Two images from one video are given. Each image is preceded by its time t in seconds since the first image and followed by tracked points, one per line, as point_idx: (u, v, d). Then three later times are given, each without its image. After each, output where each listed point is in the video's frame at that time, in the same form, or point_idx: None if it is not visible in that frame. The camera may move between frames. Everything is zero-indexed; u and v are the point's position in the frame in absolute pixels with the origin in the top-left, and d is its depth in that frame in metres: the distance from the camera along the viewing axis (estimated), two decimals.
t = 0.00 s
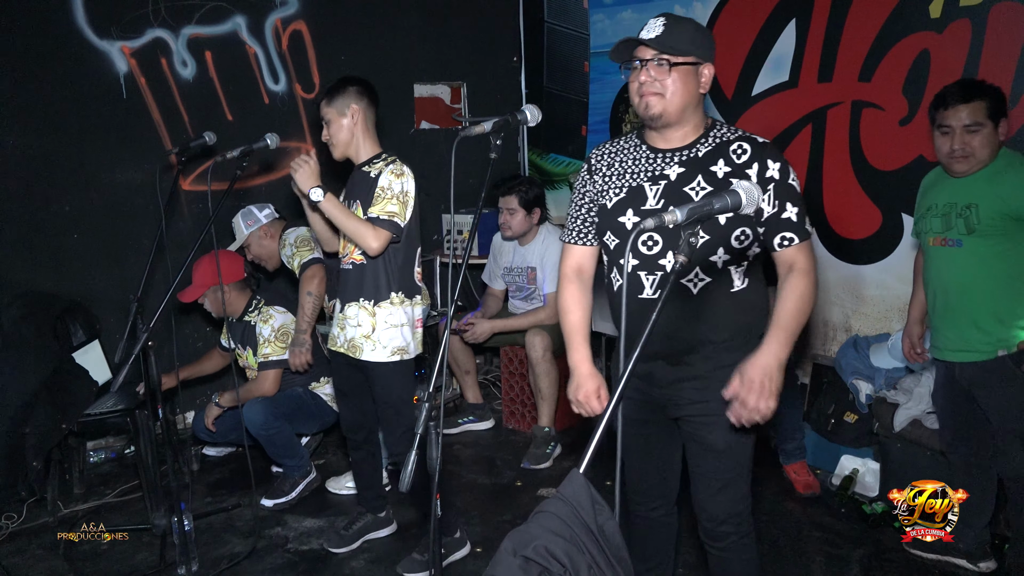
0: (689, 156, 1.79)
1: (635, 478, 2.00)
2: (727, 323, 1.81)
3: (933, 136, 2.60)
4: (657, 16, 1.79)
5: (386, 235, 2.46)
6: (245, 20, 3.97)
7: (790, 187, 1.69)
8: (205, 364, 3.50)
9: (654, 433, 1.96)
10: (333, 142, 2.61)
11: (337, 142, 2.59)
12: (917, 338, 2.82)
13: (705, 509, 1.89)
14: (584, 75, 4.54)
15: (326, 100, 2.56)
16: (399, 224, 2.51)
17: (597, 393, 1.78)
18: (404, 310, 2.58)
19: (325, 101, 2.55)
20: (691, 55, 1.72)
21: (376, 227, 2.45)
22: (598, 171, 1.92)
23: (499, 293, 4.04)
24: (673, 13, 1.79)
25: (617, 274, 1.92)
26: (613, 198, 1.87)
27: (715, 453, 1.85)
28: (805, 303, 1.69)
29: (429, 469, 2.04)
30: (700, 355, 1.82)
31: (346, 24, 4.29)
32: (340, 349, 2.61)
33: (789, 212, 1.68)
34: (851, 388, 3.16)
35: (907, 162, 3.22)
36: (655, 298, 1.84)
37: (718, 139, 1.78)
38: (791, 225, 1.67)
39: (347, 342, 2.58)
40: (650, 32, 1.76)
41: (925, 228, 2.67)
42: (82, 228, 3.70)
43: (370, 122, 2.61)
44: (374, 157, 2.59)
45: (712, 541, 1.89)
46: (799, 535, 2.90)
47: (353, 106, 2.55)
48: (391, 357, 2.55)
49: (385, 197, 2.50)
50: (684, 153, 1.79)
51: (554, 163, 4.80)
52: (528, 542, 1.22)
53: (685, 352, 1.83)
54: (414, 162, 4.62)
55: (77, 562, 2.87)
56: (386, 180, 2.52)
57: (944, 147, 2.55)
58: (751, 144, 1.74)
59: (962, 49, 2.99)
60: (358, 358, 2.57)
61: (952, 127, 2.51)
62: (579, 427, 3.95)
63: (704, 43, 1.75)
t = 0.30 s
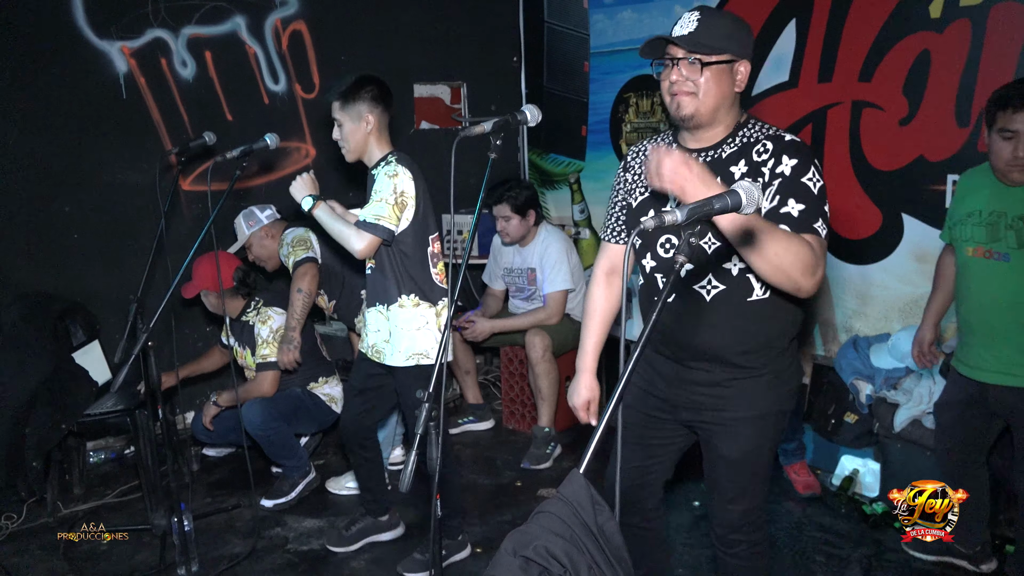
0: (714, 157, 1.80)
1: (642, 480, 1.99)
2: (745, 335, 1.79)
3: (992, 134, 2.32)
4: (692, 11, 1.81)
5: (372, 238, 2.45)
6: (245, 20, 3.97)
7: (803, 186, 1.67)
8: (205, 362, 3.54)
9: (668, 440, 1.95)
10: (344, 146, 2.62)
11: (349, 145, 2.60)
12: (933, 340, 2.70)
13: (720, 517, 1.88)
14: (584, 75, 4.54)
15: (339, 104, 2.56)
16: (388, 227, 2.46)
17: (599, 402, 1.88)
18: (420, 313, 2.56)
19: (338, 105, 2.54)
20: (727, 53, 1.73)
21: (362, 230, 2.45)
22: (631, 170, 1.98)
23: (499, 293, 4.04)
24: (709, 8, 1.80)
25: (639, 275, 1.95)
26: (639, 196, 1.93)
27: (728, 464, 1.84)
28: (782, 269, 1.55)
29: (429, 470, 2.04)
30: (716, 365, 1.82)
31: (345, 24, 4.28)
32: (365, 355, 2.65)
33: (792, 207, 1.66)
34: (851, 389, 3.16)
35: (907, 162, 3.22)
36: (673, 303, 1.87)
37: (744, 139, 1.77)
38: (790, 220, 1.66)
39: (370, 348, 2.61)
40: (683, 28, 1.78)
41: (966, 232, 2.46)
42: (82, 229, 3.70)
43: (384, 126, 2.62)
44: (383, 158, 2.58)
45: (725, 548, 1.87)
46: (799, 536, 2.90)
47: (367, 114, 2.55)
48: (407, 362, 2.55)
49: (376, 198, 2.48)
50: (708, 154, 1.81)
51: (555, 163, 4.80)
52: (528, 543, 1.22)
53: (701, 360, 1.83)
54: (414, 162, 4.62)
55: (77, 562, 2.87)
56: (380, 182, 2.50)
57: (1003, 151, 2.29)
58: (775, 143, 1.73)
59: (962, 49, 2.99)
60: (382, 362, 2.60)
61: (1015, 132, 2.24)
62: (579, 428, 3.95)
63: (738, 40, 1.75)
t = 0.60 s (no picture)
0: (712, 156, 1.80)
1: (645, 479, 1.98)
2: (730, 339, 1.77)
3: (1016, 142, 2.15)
4: (700, 9, 1.77)
5: (358, 241, 2.47)
6: (245, 20, 3.97)
7: (780, 178, 1.64)
8: (210, 355, 3.64)
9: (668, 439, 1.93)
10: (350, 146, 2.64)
11: (354, 145, 2.61)
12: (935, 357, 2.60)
13: (716, 518, 1.85)
14: (584, 75, 4.54)
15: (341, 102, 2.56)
16: (372, 228, 2.48)
17: (601, 376, 1.93)
18: (394, 316, 2.55)
19: (340, 105, 2.55)
20: (736, 54, 1.69)
21: (350, 232, 2.47)
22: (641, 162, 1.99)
23: (499, 293, 4.04)
24: (718, 3, 1.74)
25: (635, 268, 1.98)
26: (641, 190, 1.94)
27: (714, 466, 1.82)
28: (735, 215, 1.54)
29: (429, 470, 2.04)
30: (701, 367, 1.81)
31: (345, 24, 4.28)
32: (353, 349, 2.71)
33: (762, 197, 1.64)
34: (851, 389, 3.16)
35: (908, 162, 3.22)
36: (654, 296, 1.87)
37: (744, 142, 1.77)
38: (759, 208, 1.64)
39: (354, 343, 2.67)
40: (692, 27, 1.75)
41: (983, 241, 2.33)
42: (82, 229, 3.70)
43: (387, 121, 2.61)
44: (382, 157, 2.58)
45: (727, 551, 1.85)
46: (799, 536, 2.90)
47: (369, 110, 2.55)
48: (375, 363, 2.57)
49: (361, 200, 2.49)
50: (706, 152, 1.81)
51: (555, 163, 4.80)
52: (528, 543, 1.21)
53: (687, 361, 1.83)
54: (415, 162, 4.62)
55: (77, 562, 2.87)
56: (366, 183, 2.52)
57: None
58: (772, 146, 1.71)
59: (962, 49, 2.99)
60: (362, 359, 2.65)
61: None
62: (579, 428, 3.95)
63: (748, 37, 1.70)
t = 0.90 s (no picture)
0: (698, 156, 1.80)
1: (644, 479, 1.99)
2: (717, 338, 1.78)
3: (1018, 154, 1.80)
4: (691, 11, 1.76)
5: (372, 254, 2.48)
6: (245, 20, 3.97)
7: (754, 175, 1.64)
8: (215, 351, 3.70)
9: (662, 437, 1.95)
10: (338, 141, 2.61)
11: (346, 143, 2.60)
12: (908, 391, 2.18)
13: (708, 515, 1.86)
14: (584, 75, 4.55)
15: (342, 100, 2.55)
16: (376, 238, 2.49)
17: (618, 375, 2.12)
18: (382, 319, 2.55)
19: (341, 102, 2.54)
20: (723, 56, 1.69)
21: (360, 248, 2.47)
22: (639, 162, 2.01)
23: (499, 293, 4.05)
24: (710, 7, 1.74)
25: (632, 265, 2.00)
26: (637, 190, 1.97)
27: (706, 464, 1.83)
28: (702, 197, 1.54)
29: (430, 469, 2.04)
30: (690, 365, 1.83)
31: (345, 24, 4.28)
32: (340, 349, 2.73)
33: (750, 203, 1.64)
34: (851, 389, 3.16)
35: (907, 162, 3.22)
36: (644, 294, 1.91)
37: (728, 140, 1.75)
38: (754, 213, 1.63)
39: (342, 342, 2.68)
40: (682, 29, 1.74)
41: (984, 268, 1.96)
42: (82, 228, 3.70)
43: (382, 125, 2.65)
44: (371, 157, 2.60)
45: (721, 549, 1.86)
46: (798, 535, 2.90)
47: (369, 113, 2.58)
48: (364, 364, 2.57)
49: (358, 210, 2.49)
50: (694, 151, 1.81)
51: (554, 162, 4.80)
52: (528, 542, 1.22)
53: (677, 359, 1.85)
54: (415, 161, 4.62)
55: (77, 562, 2.87)
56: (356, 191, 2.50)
57: None
58: (753, 145, 1.69)
59: (962, 49, 2.99)
60: (349, 358, 2.66)
61: None
62: (578, 427, 3.96)
63: (737, 43, 1.70)
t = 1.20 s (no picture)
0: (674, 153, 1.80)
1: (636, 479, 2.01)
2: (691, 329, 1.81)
3: None
4: (670, 16, 1.76)
5: (390, 246, 2.53)
6: (245, 20, 3.97)
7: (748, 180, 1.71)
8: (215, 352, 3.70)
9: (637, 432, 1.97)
10: (330, 136, 2.60)
11: (340, 138, 2.60)
12: (924, 437, 1.70)
13: (684, 516, 1.86)
14: (585, 75, 4.55)
15: (344, 96, 2.59)
16: (395, 233, 2.56)
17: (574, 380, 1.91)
18: (380, 311, 2.58)
19: (346, 98, 2.59)
20: (706, 60, 1.70)
21: (377, 241, 2.50)
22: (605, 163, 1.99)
23: (499, 293, 4.04)
24: (690, 13, 1.75)
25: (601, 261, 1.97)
26: (607, 188, 1.94)
27: (682, 456, 1.84)
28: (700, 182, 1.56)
29: (430, 469, 2.03)
30: (665, 357, 1.85)
31: (345, 23, 4.28)
32: (319, 342, 2.68)
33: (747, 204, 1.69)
34: (851, 388, 3.17)
35: (907, 162, 3.22)
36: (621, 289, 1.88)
37: (705, 139, 1.76)
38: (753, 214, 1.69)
39: (324, 334, 2.65)
40: (663, 35, 1.73)
41: None
42: (82, 228, 3.70)
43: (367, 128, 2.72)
44: (360, 158, 2.63)
45: (697, 550, 1.86)
46: (798, 535, 2.90)
47: (366, 113, 2.65)
48: (359, 356, 2.58)
49: (376, 207, 2.53)
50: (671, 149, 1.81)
51: (555, 162, 4.80)
52: (529, 542, 1.22)
53: (651, 350, 1.86)
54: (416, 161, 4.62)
55: (77, 561, 2.87)
56: (369, 188, 2.54)
57: None
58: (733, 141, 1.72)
59: (962, 49, 2.99)
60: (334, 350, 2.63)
61: None
62: (578, 427, 3.95)
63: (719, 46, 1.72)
